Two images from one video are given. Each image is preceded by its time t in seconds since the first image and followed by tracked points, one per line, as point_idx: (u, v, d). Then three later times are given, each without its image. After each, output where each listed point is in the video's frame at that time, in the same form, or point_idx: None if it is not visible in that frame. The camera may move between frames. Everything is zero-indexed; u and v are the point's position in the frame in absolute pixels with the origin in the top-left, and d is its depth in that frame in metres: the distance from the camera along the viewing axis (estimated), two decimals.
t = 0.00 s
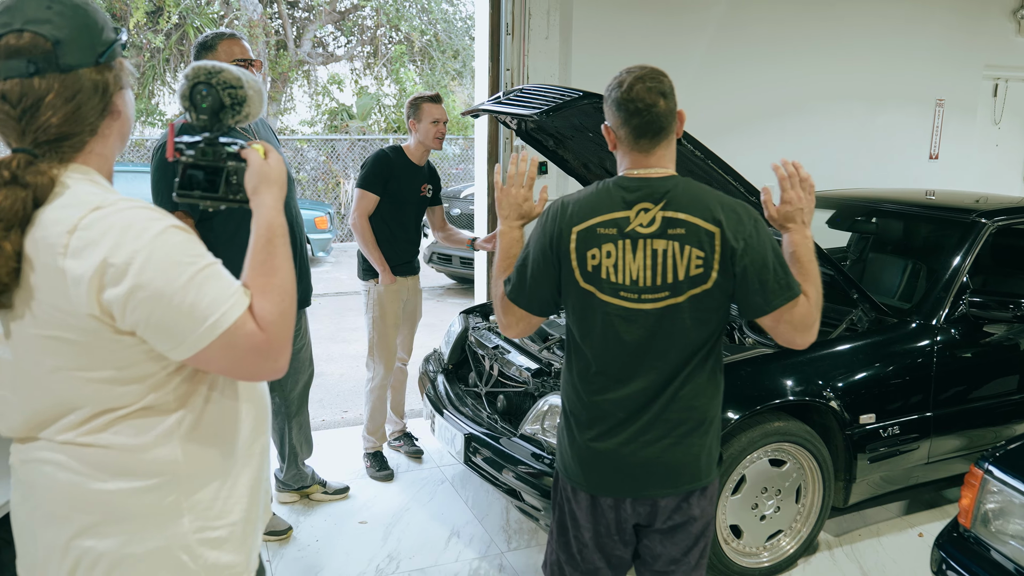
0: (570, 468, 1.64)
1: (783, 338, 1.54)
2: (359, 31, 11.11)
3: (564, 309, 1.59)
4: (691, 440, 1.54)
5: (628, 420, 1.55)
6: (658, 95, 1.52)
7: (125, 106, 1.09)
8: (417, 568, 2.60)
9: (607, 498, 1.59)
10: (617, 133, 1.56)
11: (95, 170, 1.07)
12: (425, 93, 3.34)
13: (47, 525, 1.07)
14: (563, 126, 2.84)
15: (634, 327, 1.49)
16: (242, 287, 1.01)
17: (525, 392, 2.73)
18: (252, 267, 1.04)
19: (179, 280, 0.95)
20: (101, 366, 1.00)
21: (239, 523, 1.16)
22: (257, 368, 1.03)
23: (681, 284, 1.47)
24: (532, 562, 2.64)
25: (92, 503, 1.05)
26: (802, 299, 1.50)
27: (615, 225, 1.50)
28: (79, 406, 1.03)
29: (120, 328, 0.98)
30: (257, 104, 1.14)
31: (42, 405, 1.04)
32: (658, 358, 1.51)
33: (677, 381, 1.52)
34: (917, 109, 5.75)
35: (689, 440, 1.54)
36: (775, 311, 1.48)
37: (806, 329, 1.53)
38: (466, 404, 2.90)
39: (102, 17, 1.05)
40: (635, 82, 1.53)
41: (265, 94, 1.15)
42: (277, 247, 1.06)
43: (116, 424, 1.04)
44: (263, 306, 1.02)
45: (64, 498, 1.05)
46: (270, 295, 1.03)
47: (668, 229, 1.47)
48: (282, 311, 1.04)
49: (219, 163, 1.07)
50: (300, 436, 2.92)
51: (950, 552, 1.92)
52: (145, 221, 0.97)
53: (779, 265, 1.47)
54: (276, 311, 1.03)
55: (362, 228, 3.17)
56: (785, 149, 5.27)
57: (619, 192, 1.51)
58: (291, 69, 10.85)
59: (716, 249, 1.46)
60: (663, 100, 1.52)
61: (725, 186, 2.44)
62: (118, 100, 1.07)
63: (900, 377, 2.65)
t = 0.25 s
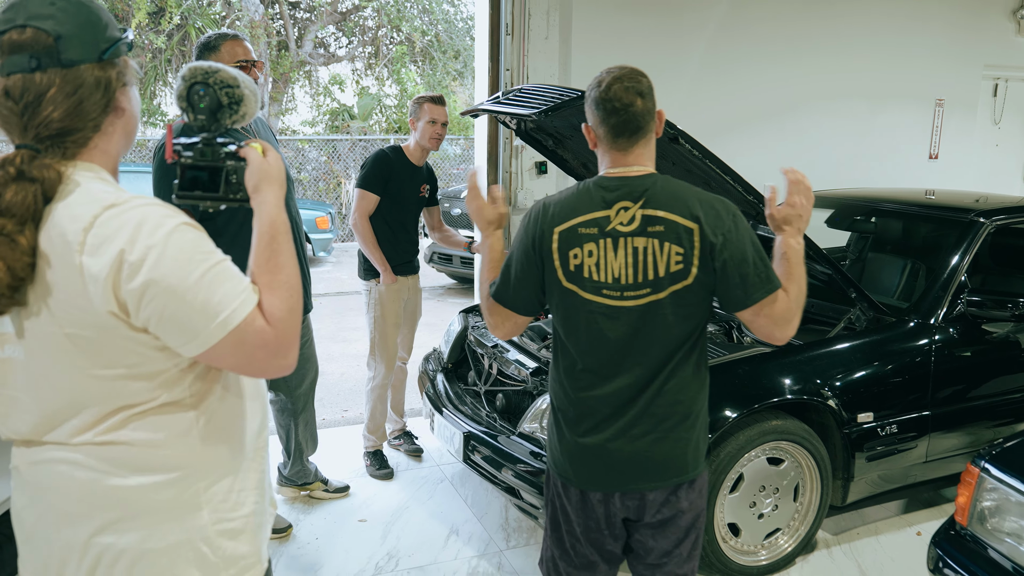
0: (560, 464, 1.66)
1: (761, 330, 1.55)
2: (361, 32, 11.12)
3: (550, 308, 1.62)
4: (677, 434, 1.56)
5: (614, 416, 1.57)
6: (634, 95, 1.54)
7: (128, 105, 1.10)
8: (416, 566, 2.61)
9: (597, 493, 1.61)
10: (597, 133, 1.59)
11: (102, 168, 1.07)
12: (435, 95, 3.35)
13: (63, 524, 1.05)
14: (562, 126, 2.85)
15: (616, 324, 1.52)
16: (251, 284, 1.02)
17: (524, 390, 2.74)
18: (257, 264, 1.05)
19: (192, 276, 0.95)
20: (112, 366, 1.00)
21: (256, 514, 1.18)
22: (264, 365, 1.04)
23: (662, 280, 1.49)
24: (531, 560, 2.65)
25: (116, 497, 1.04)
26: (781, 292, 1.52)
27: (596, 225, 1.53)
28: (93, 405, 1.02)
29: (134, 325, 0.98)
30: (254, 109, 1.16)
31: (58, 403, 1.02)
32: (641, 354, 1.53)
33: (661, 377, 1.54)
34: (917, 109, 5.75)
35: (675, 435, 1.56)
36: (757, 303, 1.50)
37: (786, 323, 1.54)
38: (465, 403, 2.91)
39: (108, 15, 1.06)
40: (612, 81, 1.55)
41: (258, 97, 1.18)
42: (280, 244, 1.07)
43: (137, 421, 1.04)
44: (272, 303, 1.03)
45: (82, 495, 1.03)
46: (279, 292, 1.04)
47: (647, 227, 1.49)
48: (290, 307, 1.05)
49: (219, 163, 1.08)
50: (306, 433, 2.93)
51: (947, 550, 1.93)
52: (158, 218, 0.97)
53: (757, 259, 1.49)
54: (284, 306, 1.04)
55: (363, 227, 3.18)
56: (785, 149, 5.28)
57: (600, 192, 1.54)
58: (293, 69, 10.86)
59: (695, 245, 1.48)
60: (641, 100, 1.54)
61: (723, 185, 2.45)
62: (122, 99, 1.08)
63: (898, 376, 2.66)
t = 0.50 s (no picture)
0: (548, 455, 1.73)
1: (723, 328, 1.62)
2: (359, 30, 11.13)
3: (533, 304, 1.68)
4: (659, 421, 1.62)
5: (597, 406, 1.63)
6: (614, 95, 1.58)
7: (131, 102, 1.11)
8: (415, 562, 2.62)
9: (585, 482, 1.66)
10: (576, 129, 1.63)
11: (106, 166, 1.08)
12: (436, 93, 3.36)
13: (74, 524, 1.04)
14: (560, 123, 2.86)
15: (596, 316, 1.58)
16: (257, 280, 1.03)
17: (521, 387, 2.74)
18: (261, 261, 1.06)
19: (200, 272, 0.96)
20: (121, 364, 1.01)
21: (263, 509, 1.20)
22: (270, 361, 1.05)
23: (639, 272, 1.55)
24: (530, 556, 2.66)
25: (129, 494, 1.04)
26: (750, 289, 1.59)
27: (574, 221, 1.59)
28: (101, 404, 1.02)
29: (141, 322, 0.99)
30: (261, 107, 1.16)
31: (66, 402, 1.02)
32: (621, 344, 1.59)
33: (642, 366, 1.59)
34: (913, 107, 5.76)
35: (657, 422, 1.62)
36: (733, 292, 1.56)
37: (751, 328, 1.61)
38: (464, 400, 2.92)
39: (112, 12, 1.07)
40: (594, 81, 1.59)
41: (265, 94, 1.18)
42: (284, 241, 1.08)
43: (150, 420, 1.04)
44: (278, 299, 1.04)
45: (94, 493, 1.03)
46: (284, 287, 1.05)
47: (623, 220, 1.55)
48: (294, 303, 1.06)
49: (223, 160, 1.08)
50: (298, 433, 2.92)
51: (942, 544, 1.94)
52: (165, 214, 0.98)
53: (729, 250, 1.56)
54: (288, 302, 1.06)
55: (362, 226, 3.18)
56: (783, 147, 5.29)
57: (578, 189, 1.60)
58: (291, 68, 10.85)
59: (670, 237, 1.54)
60: (621, 100, 1.58)
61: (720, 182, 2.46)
62: (125, 97, 1.09)
63: (895, 372, 2.67)
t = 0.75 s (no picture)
0: (542, 450, 1.75)
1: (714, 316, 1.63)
2: (355, 27, 11.12)
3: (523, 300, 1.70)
4: (648, 413, 1.63)
5: (587, 399, 1.65)
6: (594, 91, 1.63)
7: (132, 98, 1.11)
8: (413, 557, 2.62)
9: (578, 474, 1.69)
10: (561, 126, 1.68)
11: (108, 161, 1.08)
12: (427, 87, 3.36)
13: (79, 522, 1.05)
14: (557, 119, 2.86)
15: (583, 311, 1.60)
16: (263, 274, 1.03)
17: (518, 382, 2.75)
18: (267, 255, 1.06)
19: (206, 266, 0.96)
20: (125, 361, 1.01)
21: (267, 507, 1.20)
22: (277, 356, 1.05)
23: (624, 266, 1.57)
24: (528, 550, 2.67)
25: (134, 492, 1.04)
26: (734, 278, 1.60)
27: (559, 217, 1.61)
28: (105, 402, 1.02)
29: (147, 317, 0.99)
30: (263, 100, 1.16)
31: (70, 399, 1.02)
32: (609, 338, 1.60)
33: (630, 359, 1.61)
34: (909, 102, 5.77)
35: (646, 412, 1.63)
36: (718, 282, 1.57)
37: (741, 313, 1.62)
38: (461, 396, 2.93)
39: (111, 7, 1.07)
40: (575, 78, 1.65)
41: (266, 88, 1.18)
42: (288, 234, 1.09)
43: (157, 417, 1.05)
44: (284, 293, 1.05)
45: (98, 491, 1.03)
46: (290, 282, 1.06)
47: (607, 215, 1.57)
48: (301, 297, 1.07)
49: (227, 153, 1.09)
50: (296, 428, 2.93)
51: (938, 536, 1.95)
52: (170, 209, 0.98)
53: (713, 241, 1.57)
54: (295, 296, 1.06)
55: (360, 222, 3.19)
56: (780, 142, 5.30)
57: (563, 186, 1.63)
58: (287, 65, 10.83)
59: (653, 230, 1.56)
60: (601, 96, 1.63)
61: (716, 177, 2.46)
62: (126, 92, 1.09)
63: (892, 366, 2.68)
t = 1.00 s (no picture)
0: (543, 436, 1.84)
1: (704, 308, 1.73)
2: (353, 25, 11.12)
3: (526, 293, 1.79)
4: (648, 398, 1.73)
5: (589, 387, 1.73)
6: (597, 92, 1.71)
7: (135, 98, 1.11)
8: (415, 554, 2.63)
9: (581, 458, 1.78)
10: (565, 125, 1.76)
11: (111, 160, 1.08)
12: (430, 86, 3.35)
13: (82, 521, 1.05)
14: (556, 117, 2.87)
15: (585, 302, 1.69)
16: (265, 276, 1.04)
17: (519, 380, 2.76)
18: (269, 256, 1.07)
19: (207, 268, 0.97)
20: (127, 360, 1.01)
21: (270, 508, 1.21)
22: (279, 357, 1.06)
23: (624, 259, 1.66)
24: (529, 546, 2.68)
25: (137, 492, 1.05)
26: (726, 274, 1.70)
27: (562, 213, 1.70)
28: (107, 403, 1.03)
29: (149, 318, 0.99)
30: (265, 97, 1.16)
31: (73, 399, 1.02)
32: (610, 327, 1.69)
33: (631, 348, 1.70)
34: (908, 98, 5.77)
35: (644, 399, 1.74)
36: (712, 275, 1.67)
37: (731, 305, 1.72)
38: (462, 393, 2.94)
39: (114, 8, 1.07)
40: (583, 79, 1.73)
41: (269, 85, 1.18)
42: (290, 236, 1.10)
43: (160, 416, 1.05)
44: (286, 294, 1.05)
45: (101, 491, 1.04)
46: (291, 283, 1.06)
47: (608, 211, 1.66)
48: (302, 298, 1.08)
49: (230, 154, 1.10)
50: (296, 426, 2.94)
51: (938, 531, 1.95)
52: (173, 209, 0.99)
53: (708, 236, 1.67)
54: (297, 298, 1.07)
55: (358, 221, 3.19)
56: (778, 139, 5.30)
57: (565, 183, 1.72)
58: (285, 63, 10.81)
59: (652, 225, 1.65)
60: (605, 99, 1.71)
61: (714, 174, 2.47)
62: (130, 93, 1.10)
63: (891, 362, 2.69)
